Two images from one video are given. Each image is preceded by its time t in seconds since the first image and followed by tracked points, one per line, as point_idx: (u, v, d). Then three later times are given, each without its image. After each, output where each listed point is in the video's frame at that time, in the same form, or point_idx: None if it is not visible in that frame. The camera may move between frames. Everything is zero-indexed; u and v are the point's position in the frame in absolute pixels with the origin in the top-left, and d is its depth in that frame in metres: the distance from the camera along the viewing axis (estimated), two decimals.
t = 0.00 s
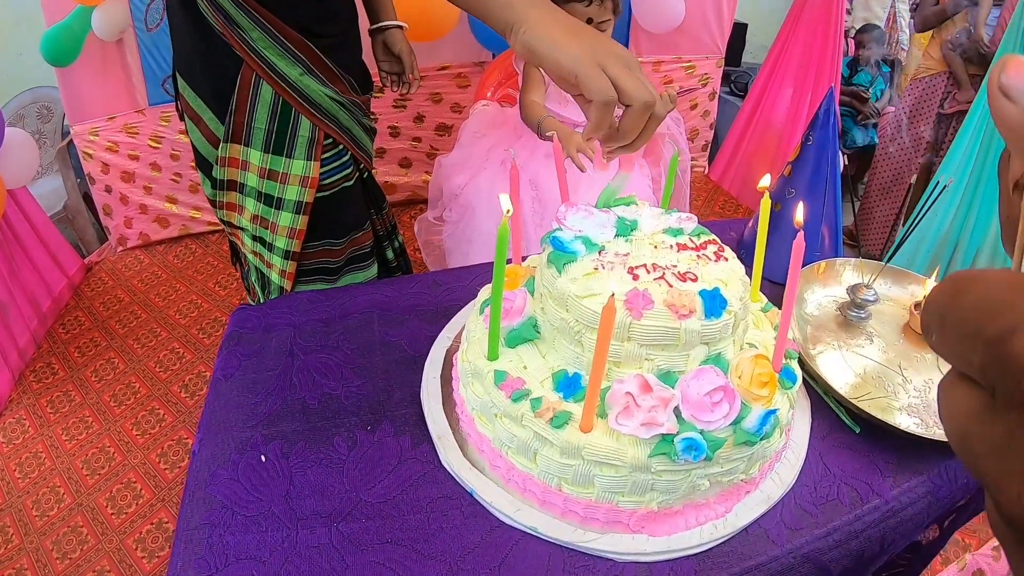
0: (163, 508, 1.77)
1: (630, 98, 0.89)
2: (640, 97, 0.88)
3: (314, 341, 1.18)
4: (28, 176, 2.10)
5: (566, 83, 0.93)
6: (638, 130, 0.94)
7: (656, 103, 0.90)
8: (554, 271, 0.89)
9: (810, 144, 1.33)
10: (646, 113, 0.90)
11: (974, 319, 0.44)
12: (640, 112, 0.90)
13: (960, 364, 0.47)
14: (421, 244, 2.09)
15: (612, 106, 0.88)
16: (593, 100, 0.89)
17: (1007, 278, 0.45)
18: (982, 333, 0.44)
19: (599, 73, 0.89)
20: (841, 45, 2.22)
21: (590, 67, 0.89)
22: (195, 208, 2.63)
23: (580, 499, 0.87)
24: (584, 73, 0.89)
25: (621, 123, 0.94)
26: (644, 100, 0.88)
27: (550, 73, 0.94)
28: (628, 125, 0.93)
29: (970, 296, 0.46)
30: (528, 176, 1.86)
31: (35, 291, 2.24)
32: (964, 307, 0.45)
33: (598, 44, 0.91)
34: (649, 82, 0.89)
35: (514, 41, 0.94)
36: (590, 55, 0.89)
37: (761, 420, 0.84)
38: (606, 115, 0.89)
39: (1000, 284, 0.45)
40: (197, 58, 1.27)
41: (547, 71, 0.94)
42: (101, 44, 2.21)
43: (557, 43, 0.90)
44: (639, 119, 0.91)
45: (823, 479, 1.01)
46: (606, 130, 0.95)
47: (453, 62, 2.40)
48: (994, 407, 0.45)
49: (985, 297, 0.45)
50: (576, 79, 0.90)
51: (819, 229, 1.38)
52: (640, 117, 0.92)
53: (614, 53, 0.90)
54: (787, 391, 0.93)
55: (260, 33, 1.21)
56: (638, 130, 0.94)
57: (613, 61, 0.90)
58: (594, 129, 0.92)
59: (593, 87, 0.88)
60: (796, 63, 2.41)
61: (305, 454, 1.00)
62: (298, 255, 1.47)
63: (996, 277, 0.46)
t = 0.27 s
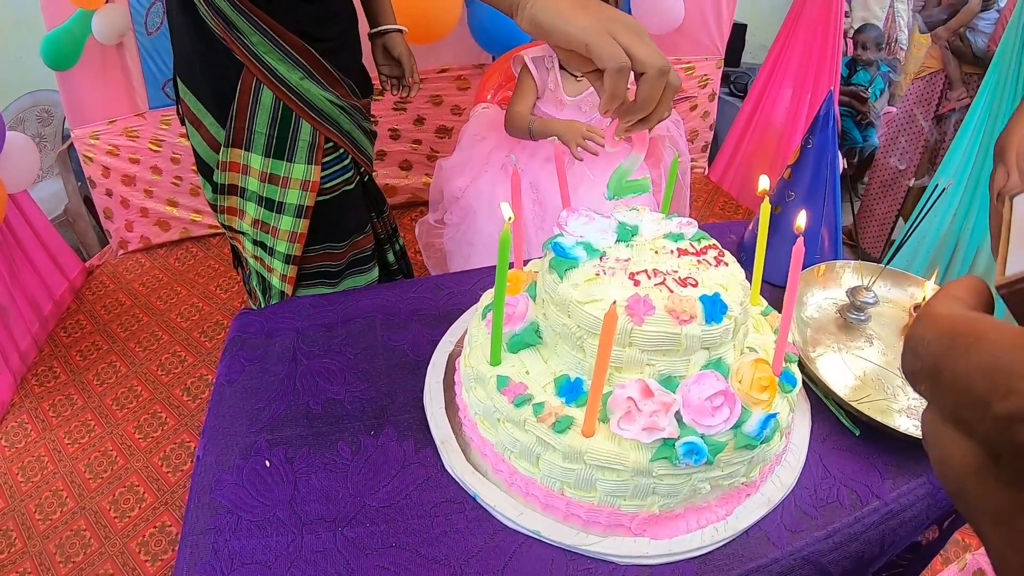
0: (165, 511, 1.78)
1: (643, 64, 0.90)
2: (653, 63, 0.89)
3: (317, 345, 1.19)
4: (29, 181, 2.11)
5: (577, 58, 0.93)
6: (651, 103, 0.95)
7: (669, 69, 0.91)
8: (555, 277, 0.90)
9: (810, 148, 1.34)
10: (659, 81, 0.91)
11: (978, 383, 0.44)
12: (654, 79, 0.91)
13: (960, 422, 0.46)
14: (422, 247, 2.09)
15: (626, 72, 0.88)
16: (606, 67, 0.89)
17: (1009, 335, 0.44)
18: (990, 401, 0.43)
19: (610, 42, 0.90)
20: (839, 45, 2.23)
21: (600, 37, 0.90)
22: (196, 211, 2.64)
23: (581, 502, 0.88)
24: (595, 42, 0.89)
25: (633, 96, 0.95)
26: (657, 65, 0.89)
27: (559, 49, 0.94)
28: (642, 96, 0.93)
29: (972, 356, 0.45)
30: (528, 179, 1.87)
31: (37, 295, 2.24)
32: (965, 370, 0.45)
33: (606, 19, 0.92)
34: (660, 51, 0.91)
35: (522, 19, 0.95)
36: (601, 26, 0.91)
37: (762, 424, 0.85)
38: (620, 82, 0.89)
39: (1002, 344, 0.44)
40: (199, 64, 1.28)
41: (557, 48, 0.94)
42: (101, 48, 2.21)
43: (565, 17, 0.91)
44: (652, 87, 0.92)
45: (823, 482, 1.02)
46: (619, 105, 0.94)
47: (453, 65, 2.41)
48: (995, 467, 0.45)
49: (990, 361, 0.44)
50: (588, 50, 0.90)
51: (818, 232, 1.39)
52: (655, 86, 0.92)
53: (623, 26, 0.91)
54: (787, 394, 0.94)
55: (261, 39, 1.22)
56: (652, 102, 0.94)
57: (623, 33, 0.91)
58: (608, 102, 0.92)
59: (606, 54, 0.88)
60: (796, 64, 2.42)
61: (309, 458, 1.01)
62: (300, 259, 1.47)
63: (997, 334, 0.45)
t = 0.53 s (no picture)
0: (164, 512, 1.78)
1: (648, 68, 0.89)
2: (659, 67, 0.88)
3: (314, 344, 1.18)
4: (28, 182, 2.11)
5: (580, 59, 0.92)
6: (655, 109, 0.94)
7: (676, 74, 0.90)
8: (551, 273, 0.90)
9: (807, 144, 1.34)
10: (665, 86, 0.90)
11: (990, 388, 0.44)
12: (659, 83, 0.90)
13: (975, 425, 0.47)
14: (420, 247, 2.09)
15: (632, 75, 0.87)
16: (612, 69, 0.88)
17: (1022, 339, 0.44)
18: (1001, 407, 0.44)
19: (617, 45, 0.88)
20: (838, 42, 2.22)
21: (606, 38, 0.88)
22: (195, 212, 2.64)
23: (578, 499, 0.87)
24: (601, 43, 0.88)
25: (637, 102, 0.93)
26: (663, 69, 0.88)
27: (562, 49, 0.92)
28: (647, 102, 0.92)
29: (985, 359, 0.45)
30: (526, 178, 1.86)
31: (36, 297, 2.24)
32: (979, 374, 0.45)
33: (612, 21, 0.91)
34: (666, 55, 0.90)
35: (526, 19, 0.93)
36: (606, 28, 0.89)
37: (759, 420, 0.84)
38: (627, 84, 0.88)
39: (1014, 347, 0.44)
40: (195, 63, 1.27)
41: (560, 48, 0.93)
42: (100, 50, 2.22)
43: (570, 17, 0.89)
44: (657, 92, 0.91)
45: (823, 478, 1.01)
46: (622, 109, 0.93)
47: (451, 65, 2.41)
48: (1005, 471, 0.47)
49: (1006, 364, 0.44)
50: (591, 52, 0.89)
51: (816, 229, 1.39)
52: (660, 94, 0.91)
53: (628, 28, 0.90)
54: (786, 390, 0.93)
55: (257, 37, 1.22)
56: (656, 109, 0.93)
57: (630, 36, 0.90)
58: (613, 105, 0.90)
59: (612, 55, 0.87)
60: (795, 62, 2.41)
61: (305, 457, 1.00)
62: (297, 258, 1.47)
63: (1011, 335, 0.45)
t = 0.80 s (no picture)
0: (164, 514, 1.77)
1: (646, 72, 0.88)
2: (656, 71, 0.88)
3: (313, 345, 1.18)
4: (27, 184, 2.10)
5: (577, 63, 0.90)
6: (652, 114, 0.92)
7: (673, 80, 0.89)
8: (550, 273, 0.89)
9: (807, 142, 1.33)
10: (662, 90, 0.89)
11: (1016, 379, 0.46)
12: (657, 87, 0.89)
13: (1001, 416, 0.49)
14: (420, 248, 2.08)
15: (630, 79, 0.86)
16: (610, 74, 0.86)
17: None
18: None
19: (616, 49, 0.87)
20: (838, 40, 2.22)
21: (603, 43, 0.87)
22: (194, 214, 2.64)
23: (577, 501, 0.87)
24: (599, 47, 0.86)
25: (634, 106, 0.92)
26: (661, 73, 0.88)
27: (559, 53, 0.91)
28: (644, 106, 0.91)
29: (1011, 348, 0.46)
30: (525, 178, 1.86)
31: (36, 299, 2.24)
32: (1004, 366, 0.47)
33: (610, 26, 0.90)
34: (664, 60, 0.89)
35: (523, 22, 0.91)
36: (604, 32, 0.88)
37: (760, 420, 0.84)
38: (625, 88, 0.86)
39: None
40: (193, 64, 1.27)
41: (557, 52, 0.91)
42: (99, 52, 2.22)
43: (568, 21, 0.88)
44: (655, 96, 0.90)
45: (824, 479, 1.01)
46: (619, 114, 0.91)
47: (450, 65, 2.41)
48: None
49: None
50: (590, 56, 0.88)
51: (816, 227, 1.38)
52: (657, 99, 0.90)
53: (626, 33, 0.89)
54: (786, 390, 0.93)
55: (255, 38, 1.21)
56: (654, 113, 0.92)
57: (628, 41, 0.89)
58: (610, 110, 0.88)
59: (610, 60, 0.86)
60: (794, 62, 2.41)
61: (303, 459, 1.00)
62: (296, 260, 1.47)
63: None
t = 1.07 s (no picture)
0: (162, 520, 1.77)
1: (640, 91, 0.85)
2: (651, 90, 0.85)
3: (306, 354, 1.18)
4: (25, 188, 2.10)
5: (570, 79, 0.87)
6: (645, 134, 0.90)
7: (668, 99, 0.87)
8: (540, 284, 0.89)
9: (802, 149, 1.33)
10: (656, 110, 0.87)
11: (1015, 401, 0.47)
12: (651, 107, 0.86)
13: (995, 438, 0.50)
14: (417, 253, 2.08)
15: (624, 99, 0.83)
16: (604, 92, 0.83)
17: None
18: None
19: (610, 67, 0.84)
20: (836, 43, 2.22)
21: (597, 60, 0.84)
22: (192, 218, 2.64)
23: (567, 512, 0.87)
24: (593, 65, 0.83)
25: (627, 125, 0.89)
26: (655, 92, 0.85)
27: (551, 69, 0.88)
28: (637, 126, 0.88)
29: (1013, 370, 0.48)
30: (520, 183, 1.86)
31: (34, 304, 2.24)
32: (1004, 386, 0.48)
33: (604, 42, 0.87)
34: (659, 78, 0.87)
35: (516, 37, 0.88)
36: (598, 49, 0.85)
37: (750, 432, 0.84)
38: (618, 108, 0.84)
39: None
40: (187, 72, 1.27)
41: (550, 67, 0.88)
42: (96, 57, 2.22)
43: (562, 37, 0.85)
44: (649, 116, 0.87)
45: (816, 488, 1.01)
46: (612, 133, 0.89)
47: (446, 69, 2.41)
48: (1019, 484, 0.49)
49: None
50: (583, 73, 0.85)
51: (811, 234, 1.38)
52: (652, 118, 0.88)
53: (620, 50, 0.86)
54: (778, 401, 0.93)
55: (250, 46, 1.21)
56: (647, 133, 0.90)
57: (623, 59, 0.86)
58: (603, 129, 0.86)
59: (603, 78, 0.83)
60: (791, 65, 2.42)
61: (296, 470, 1.00)
62: (292, 267, 1.46)
63: None
